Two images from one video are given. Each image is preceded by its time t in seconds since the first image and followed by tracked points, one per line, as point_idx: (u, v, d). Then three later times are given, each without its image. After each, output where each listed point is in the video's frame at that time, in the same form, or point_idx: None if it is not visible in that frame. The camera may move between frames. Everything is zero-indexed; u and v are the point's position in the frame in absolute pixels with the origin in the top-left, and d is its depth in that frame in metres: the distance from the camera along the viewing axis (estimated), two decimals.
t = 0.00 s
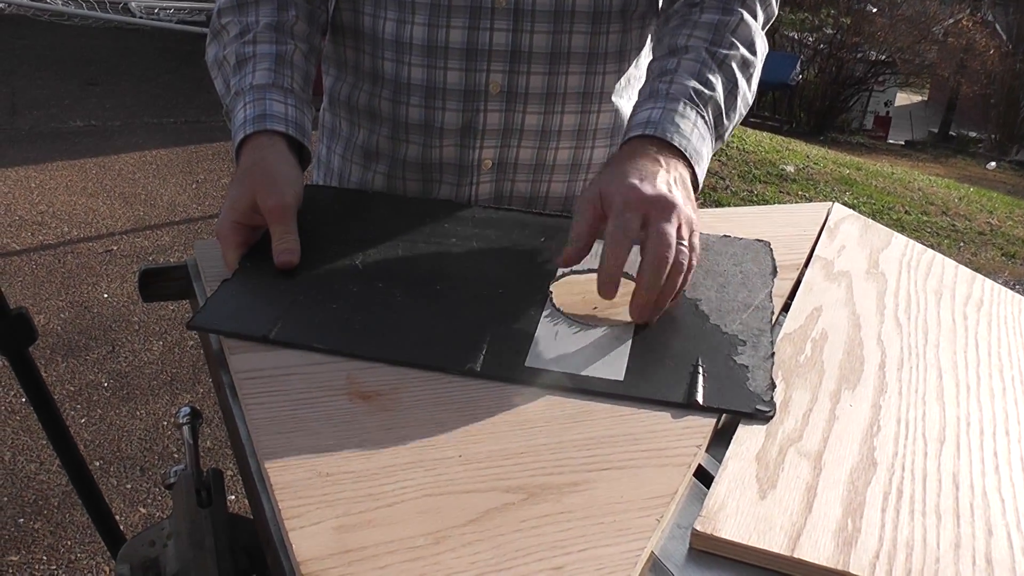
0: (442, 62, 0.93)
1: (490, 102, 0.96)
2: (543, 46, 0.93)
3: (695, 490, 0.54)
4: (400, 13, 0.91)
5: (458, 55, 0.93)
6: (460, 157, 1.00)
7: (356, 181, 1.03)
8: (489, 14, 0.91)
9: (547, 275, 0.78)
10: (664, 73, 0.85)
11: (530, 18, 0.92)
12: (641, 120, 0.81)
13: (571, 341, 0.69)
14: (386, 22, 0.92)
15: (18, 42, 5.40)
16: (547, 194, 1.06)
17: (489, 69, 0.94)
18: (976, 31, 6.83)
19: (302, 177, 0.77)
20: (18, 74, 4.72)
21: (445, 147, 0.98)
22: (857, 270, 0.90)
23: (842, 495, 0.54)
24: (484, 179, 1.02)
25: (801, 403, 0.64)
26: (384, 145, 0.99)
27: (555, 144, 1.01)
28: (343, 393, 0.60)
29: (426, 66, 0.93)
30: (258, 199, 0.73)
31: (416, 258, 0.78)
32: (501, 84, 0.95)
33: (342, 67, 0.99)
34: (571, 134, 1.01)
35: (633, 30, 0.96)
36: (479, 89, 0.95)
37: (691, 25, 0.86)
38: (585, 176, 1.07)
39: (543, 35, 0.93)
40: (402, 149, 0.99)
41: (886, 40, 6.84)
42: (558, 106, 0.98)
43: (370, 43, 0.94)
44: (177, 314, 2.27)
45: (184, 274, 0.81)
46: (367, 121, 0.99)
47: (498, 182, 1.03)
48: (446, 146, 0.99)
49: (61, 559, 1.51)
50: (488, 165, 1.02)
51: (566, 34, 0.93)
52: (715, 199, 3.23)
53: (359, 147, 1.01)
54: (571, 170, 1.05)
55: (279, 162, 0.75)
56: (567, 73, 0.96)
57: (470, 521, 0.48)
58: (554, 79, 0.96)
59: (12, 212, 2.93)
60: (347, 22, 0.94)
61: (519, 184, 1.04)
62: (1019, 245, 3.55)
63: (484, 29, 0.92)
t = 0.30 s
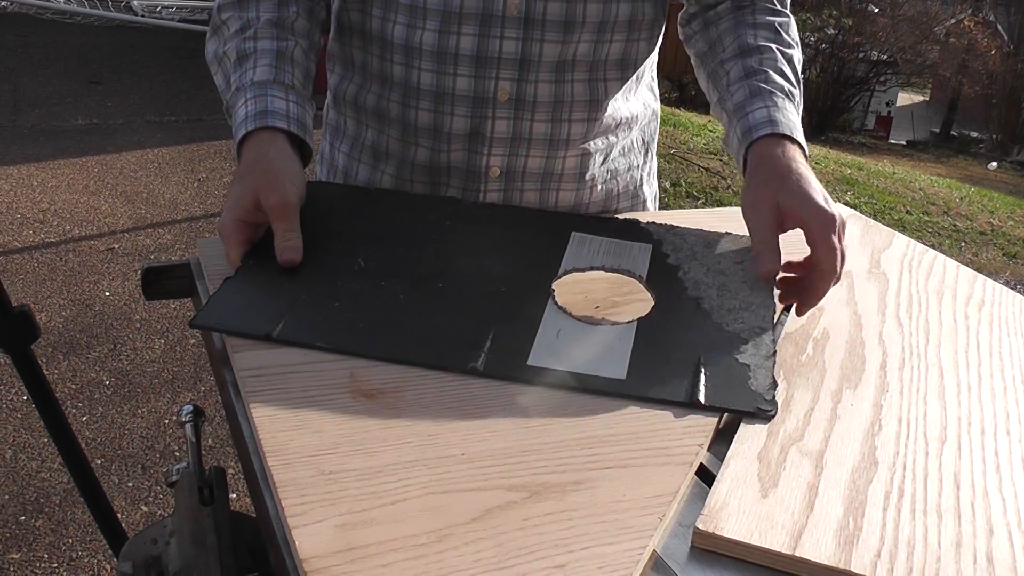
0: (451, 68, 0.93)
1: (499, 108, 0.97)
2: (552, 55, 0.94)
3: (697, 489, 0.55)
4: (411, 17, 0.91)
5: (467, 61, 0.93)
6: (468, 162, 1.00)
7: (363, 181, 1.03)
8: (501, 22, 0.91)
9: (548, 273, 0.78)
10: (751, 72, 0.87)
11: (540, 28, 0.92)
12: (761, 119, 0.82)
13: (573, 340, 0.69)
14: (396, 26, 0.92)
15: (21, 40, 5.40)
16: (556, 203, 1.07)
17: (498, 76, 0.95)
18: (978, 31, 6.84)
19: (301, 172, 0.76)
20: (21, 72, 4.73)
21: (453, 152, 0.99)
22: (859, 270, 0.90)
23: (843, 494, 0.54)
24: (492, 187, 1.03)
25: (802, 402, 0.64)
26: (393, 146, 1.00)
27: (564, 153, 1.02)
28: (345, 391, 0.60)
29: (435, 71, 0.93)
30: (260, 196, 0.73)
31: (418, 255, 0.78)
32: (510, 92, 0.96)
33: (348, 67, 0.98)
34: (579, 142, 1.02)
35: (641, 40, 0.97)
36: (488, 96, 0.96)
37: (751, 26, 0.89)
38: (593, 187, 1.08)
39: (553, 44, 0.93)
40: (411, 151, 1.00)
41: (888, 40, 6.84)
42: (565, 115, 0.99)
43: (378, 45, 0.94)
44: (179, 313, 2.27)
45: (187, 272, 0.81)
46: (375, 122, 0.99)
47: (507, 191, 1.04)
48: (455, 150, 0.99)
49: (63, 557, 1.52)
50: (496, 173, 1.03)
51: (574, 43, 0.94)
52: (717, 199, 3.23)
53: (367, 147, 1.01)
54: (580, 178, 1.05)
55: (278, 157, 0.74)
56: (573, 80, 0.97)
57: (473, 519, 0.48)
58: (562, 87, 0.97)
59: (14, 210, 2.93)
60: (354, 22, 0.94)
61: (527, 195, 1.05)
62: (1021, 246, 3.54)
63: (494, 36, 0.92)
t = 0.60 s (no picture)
0: (465, 72, 0.93)
1: (511, 113, 0.97)
2: (566, 60, 0.94)
3: (700, 488, 0.55)
4: (425, 20, 0.91)
5: (482, 66, 0.93)
6: (479, 164, 1.02)
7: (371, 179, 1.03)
8: (516, 27, 0.92)
9: (550, 259, 0.77)
10: (765, 71, 0.87)
11: (555, 33, 0.92)
12: (774, 113, 0.82)
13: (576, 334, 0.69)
14: (410, 28, 0.91)
15: (23, 38, 5.40)
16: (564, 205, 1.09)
17: (512, 81, 0.95)
18: (980, 32, 6.85)
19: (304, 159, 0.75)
20: (23, 70, 4.73)
21: (464, 155, 1.00)
22: (861, 270, 0.90)
23: (845, 494, 0.54)
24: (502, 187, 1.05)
25: (804, 403, 0.64)
26: (404, 147, 1.00)
27: (574, 158, 1.03)
28: (349, 390, 0.61)
29: (449, 75, 0.93)
30: (264, 181, 0.71)
31: (418, 239, 0.76)
32: (524, 97, 0.96)
33: (356, 65, 0.98)
34: (589, 147, 1.03)
35: (651, 45, 0.98)
36: (501, 101, 0.96)
37: (762, 28, 0.89)
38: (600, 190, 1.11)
39: (567, 50, 0.94)
40: (421, 153, 1.00)
41: (890, 40, 6.83)
42: (576, 120, 1.00)
43: (390, 46, 0.94)
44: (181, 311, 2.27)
45: (191, 270, 0.81)
46: (384, 122, 0.99)
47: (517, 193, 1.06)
48: (465, 153, 1.00)
49: (65, 555, 1.52)
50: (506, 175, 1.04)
51: (587, 50, 0.94)
52: (719, 199, 3.24)
53: (376, 147, 1.01)
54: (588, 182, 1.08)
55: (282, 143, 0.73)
56: (585, 86, 0.98)
57: (477, 518, 0.49)
58: (574, 92, 0.98)
59: (15, 208, 2.93)
60: (364, 20, 0.93)
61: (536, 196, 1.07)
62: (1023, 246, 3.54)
63: (509, 42, 0.92)
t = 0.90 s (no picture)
0: (476, 73, 0.94)
1: (522, 115, 0.98)
2: (578, 63, 0.96)
3: (703, 490, 0.55)
4: (437, 20, 0.91)
5: (493, 67, 0.93)
6: (488, 165, 1.02)
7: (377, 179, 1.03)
8: (528, 30, 0.92)
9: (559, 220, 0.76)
10: (772, 57, 0.90)
11: (567, 37, 0.93)
12: (782, 94, 0.86)
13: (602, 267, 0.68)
14: (420, 28, 0.91)
15: (26, 33, 5.40)
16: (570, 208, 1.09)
17: (524, 83, 0.95)
18: (984, 36, 6.86)
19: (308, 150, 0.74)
20: (27, 66, 4.73)
21: (473, 155, 1.00)
22: (864, 274, 0.90)
23: (847, 497, 0.55)
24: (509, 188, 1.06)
25: (806, 405, 0.65)
26: (412, 147, 1.00)
27: (582, 160, 1.05)
28: (353, 390, 0.61)
29: (459, 76, 0.94)
30: (265, 160, 0.70)
31: (429, 211, 0.75)
32: (535, 99, 0.97)
33: (364, 65, 0.98)
34: (598, 148, 1.05)
35: (655, 48, 1.01)
36: (512, 103, 0.96)
37: (768, 19, 0.92)
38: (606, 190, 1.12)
39: (579, 52, 0.95)
40: (429, 153, 1.01)
41: (894, 44, 6.85)
42: (585, 122, 1.01)
43: (400, 46, 0.94)
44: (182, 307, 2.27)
45: (194, 268, 0.81)
46: (392, 121, 0.99)
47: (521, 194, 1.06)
48: (474, 153, 1.00)
49: (64, 551, 1.52)
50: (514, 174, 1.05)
51: (598, 53, 0.96)
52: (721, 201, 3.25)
53: (383, 147, 1.01)
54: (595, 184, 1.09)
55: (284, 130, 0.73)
56: (595, 89, 0.99)
57: (479, 518, 0.49)
58: (584, 95, 0.99)
59: (18, 203, 2.94)
60: (374, 20, 0.94)
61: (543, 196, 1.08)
62: None
63: (521, 44, 0.93)
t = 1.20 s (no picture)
0: (487, 73, 0.95)
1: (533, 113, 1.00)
2: (588, 62, 0.99)
3: (706, 491, 0.55)
4: (446, 22, 0.92)
5: (504, 66, 0.96)
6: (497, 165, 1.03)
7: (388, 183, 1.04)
8: (539, 28, 0.94)
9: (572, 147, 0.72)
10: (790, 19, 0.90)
11: (578, 34, 0.96)
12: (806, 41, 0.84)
13: (638, 172, 0.67)
14: (429, 29, 0.92)
15: (26, 35, 5.40)
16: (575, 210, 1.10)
17: (535, 82, 0.98)
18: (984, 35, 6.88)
19: (315, 146, 0.71)
20: (27, 67, 4.73)
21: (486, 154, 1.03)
22: (866, 274, 0.90)
23: (851, 498, 0.55)
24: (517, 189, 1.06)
25: (809, 406, 0.64)
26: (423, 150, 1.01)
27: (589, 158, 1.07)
28: (356, 391, 0.61)
29: (470, 76, 0.95)
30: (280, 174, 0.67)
31: (441, 158, 0.73)
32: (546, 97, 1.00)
33: (369, 69, 0.99)
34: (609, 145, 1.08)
35: (660, 44, 1.06)
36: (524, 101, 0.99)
37: None
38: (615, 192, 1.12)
39: (589, 49, 0.98)
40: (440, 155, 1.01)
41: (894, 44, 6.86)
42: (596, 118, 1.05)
43: (409, 48, 0.95)
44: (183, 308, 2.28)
45: (197, 271, 0.81)
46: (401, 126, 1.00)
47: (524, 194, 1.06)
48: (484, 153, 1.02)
49: (66, 552, 1.52)
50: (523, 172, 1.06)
51: (608, 50, 0.99)
52: (721, 201, 3.25)
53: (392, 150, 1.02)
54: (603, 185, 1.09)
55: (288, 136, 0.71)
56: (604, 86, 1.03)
57: (482, 520, 0.49)
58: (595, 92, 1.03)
59: (18, 204, 2.94)
60: (379, 23, 0.94)
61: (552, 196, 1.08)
62: None
63: (533, 42, 0.95)
